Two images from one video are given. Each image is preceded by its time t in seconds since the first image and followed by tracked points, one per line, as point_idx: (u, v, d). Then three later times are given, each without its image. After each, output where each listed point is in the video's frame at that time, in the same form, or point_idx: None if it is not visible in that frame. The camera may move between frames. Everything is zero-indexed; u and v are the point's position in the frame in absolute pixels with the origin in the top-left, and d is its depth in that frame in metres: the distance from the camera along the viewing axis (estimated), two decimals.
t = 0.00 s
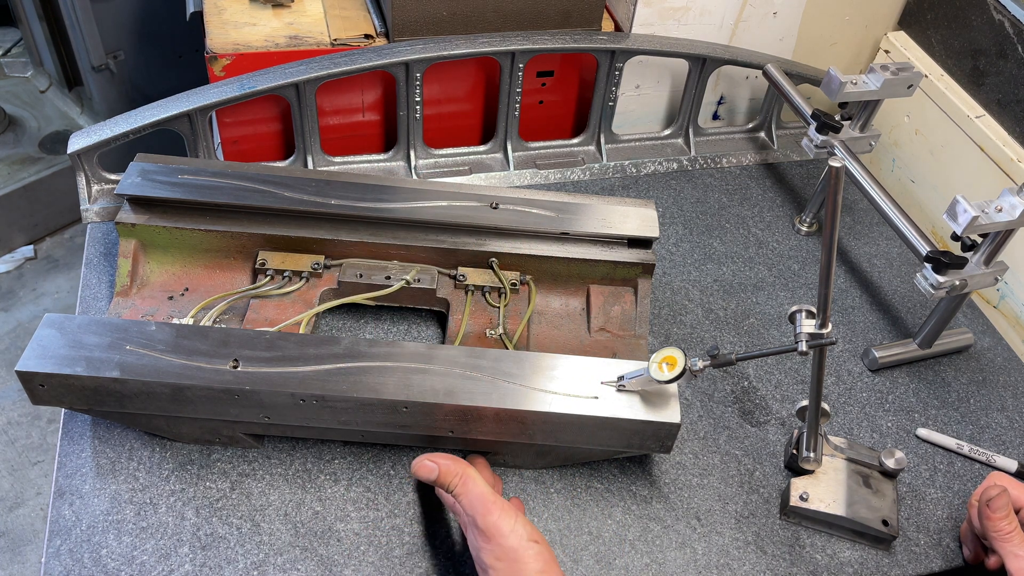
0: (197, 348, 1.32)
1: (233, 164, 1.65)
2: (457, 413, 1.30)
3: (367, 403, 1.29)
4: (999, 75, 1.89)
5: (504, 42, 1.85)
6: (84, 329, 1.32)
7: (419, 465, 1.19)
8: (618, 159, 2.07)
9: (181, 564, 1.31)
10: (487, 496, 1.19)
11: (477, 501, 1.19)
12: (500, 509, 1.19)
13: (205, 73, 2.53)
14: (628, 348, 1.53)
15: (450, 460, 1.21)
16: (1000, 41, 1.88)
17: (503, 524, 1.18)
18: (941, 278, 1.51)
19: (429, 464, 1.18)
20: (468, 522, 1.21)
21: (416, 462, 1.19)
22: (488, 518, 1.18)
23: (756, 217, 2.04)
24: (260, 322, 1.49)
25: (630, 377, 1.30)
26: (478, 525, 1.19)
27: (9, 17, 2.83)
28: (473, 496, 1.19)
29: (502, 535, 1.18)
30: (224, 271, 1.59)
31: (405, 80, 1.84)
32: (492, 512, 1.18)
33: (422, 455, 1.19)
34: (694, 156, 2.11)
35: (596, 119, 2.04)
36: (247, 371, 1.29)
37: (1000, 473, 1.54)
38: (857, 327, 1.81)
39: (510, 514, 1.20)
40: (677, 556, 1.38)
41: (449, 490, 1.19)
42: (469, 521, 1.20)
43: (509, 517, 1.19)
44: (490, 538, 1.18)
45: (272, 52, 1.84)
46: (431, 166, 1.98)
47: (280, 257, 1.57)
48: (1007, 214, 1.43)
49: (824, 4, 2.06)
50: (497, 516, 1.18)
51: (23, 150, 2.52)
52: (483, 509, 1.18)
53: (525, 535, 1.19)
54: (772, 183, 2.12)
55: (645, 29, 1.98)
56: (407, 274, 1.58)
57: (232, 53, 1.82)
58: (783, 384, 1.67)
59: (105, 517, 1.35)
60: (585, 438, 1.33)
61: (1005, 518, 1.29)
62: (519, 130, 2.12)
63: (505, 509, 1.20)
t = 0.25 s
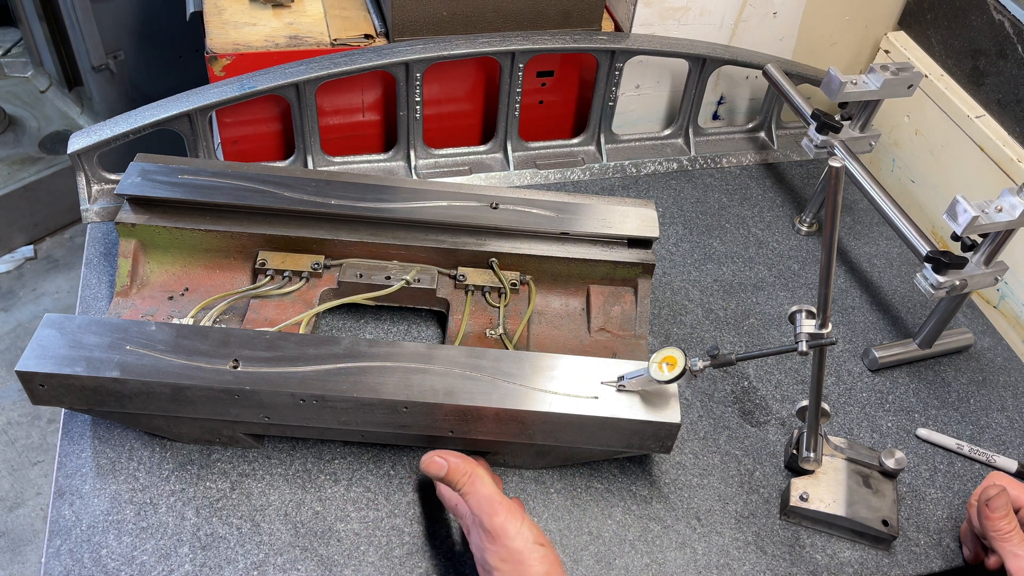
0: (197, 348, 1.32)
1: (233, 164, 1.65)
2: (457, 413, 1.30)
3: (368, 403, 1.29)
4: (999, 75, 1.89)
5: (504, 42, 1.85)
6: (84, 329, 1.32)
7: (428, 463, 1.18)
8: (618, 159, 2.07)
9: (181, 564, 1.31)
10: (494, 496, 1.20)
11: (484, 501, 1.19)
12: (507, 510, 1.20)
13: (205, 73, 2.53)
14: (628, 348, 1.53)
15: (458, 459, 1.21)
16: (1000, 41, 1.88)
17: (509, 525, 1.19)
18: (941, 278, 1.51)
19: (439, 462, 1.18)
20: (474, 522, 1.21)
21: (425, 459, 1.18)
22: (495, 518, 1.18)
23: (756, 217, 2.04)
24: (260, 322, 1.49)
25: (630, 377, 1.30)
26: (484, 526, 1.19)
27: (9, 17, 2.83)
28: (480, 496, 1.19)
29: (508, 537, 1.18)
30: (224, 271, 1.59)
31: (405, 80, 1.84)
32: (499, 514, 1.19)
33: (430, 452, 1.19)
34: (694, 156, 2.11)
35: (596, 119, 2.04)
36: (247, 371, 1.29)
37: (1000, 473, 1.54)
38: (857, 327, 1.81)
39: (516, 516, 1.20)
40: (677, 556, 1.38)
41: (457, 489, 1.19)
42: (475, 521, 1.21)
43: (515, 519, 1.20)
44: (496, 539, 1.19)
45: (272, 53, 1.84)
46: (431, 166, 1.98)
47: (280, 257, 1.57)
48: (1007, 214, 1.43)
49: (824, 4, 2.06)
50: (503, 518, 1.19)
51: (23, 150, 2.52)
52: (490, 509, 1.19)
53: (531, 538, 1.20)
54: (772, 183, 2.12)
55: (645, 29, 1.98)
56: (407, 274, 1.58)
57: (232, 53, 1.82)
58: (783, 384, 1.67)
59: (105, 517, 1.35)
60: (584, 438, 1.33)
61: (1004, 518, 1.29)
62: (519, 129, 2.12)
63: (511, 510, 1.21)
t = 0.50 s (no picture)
0: (197, 348, 1.32)
1: (233, 164, 1.65)
2: (457, 413, 1.30)
3: (368, 403, 1.29)
4: (999, 75, 1.89)
5: (504, 42, 1.85)
6: (84, 329, 1.32)
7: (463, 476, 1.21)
8: (618, 159, 2.07)
9: (181, 564, 1.31)
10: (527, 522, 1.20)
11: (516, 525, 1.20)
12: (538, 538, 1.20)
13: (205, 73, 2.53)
14: (628, 348, 1.53)
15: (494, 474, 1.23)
16: (1000, 41, 1.88)
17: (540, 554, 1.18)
18: (941, 278, 1.51)
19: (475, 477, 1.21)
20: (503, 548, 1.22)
21: (462, 474, 1.21)
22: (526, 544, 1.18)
23: (756, 217, 2.04)
24: (260, 322, 1.49)
25: (630, 377, 1.30)
26: (515, 552, 1.19)
27: (9, 16, 2.83)
28: (513, 520, 1.20)
29: (536, 565, 1.18)
30: (224, 271, 1.59)
31: (405, 80, 1.84)
32: (529, 541, 1.19)
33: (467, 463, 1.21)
34: (694, 156, 2.11)
35: (596, 119, 2.04)
36: (248, 371, 1.29)
37: (1000, 473, 1.54)
38: (857, 327, 1.81)
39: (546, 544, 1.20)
40: (677, 556, 1.38)
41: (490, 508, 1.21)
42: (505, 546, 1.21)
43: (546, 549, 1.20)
44: (524, 566, 1.19)
45: (272, 52, 1.84)
46: (431, 166, 1.98)
47: (280, 257, 1.57)
48: (1007, 214, 1.43)
49: (824, 4, 2.06)
50: (534, 546, 1.19)
51: (23, 150, 2.52)
52: (521, 534, 1.19)
53: (560, 570, 1.19)
54: (772, 183, 2.12)
55: (645, 29, 1.98)
56: (407, 274, 1.58)
57: (232, 53, 1.82)
58: (783, 384, 1.67)
59: (105, 517, 1.35)
60: (585, 438, 1.33)
61: (1005, 518, 1.29)
62: (519, 129, 2.12)
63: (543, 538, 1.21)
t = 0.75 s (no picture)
0: (197, 348, 1.32)
1: (233, 164, 1.65)
2: (457, 413, 1.30)
3: (368, 403, 1.29)
4: (998, 75, 1.89)
5: (504, 42, 1.85)
6: (84, 329, 1.32)
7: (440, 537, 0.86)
8: (618, 159, 2.07)
9: (181, 564, 1.31)
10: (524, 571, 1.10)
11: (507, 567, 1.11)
12: None
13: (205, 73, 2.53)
14: (628, 348, 1.53)
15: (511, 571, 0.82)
16: (1000, 41, 1.88)
17: None
18: (941, 278, 1.51)
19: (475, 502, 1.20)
20: None
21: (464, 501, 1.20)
22: None
23: (756, 217, 2.04)
24: (260, 322, 1.49)
25: (630, 377, 1.30)
26: None
27: (9, 16, 2.83)
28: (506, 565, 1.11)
29: None
30: (224, 271, 1.59)
31: (405, 80, 1.84)
32: None
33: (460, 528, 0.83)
34: (694, 156, 2.11)
35: (596, 119, 2.04)
36: (247, 371, 1.29)
37: (1000, 473, 1.54)
38: (857, 327, 1.81)
39: None
40: (677, 556, 1.38)
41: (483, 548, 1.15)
42: None
43: None
44: None
45: (272, 52, 1.84)
46: (431, 166, 1.98)
47: (280, 257, 1.57)
48: (1007, 214, 1.43)
49: (824, 4, 2.06)
50: None
51: (23, 150, 2.52)
52: None
53: None
54: (772, 183, 2.12)
55: (645, 29, 1.98)
56: (407, 274, 1.58)
57: (232, 53, 1.82)
58: (783, 384, 1.67)
59: (105, 517, 1.35)
60: (584, 438, 1.33)
61: (1007, 519, 1.29)
62: (519, 129, 2.12)
63: None
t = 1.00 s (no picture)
0: (197, 348, 1.32)
1: (233, 164, 1.65)
2: (456, 413, 1.30)
3: (368, 403, 1.29)
4: (998, 75, 1.89)
5: (504, 42, 1.85)
6: (84, 329, 1.32)
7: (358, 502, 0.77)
8: (618, 159, 2.07)
9: (181, 564, 1.31)
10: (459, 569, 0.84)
11: None
12: None
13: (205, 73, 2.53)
14: (628, 348, 1.53)
15: (449, 545, 0.70)
16: (1000, 41, 1.88)
17: None
18: (941, 278, 1.51)
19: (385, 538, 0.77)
20: None
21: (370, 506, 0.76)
22: None
23: (756, 217, 2.04)
24: (260, 322, 1.49)
25: (630, 377, 1.30)
26: None
27: (9, 17, 2.83)
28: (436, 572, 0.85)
29: None
30: (224, 271, 1.59)
31: (405, 80, 1.84)
32: None
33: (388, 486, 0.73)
34: (694, 156, 2.11)
35: (596, 119, 2.04)
36: (247, 371, 1.29)
37: (1000, 473, 1.54)
38: (857, 327, 1.82)
39: None
40: (676, 556, 1.38)
41: None
42: None
43: None
44: None
45: (272, 53, 1.84)
46: (431, 166, 1.98)
47: (280, 257, 1.57)
48: (1007, 214, 1.43)
49: (824, 4, 2.06)
50: None
51: (23, 150, 2.52)
52: None
53: None
54: (772, 183, 2.12)
55: (645, 29, 1.98)
56: (407, 274, 1.58)
57: (232, 53, 1.82)
58: (783, 384, 1.67)
59: (105, 517, 1.35)
60: (584, 438, 1.33)
61: (1009, 520, 1.29)
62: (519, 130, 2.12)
63: None
